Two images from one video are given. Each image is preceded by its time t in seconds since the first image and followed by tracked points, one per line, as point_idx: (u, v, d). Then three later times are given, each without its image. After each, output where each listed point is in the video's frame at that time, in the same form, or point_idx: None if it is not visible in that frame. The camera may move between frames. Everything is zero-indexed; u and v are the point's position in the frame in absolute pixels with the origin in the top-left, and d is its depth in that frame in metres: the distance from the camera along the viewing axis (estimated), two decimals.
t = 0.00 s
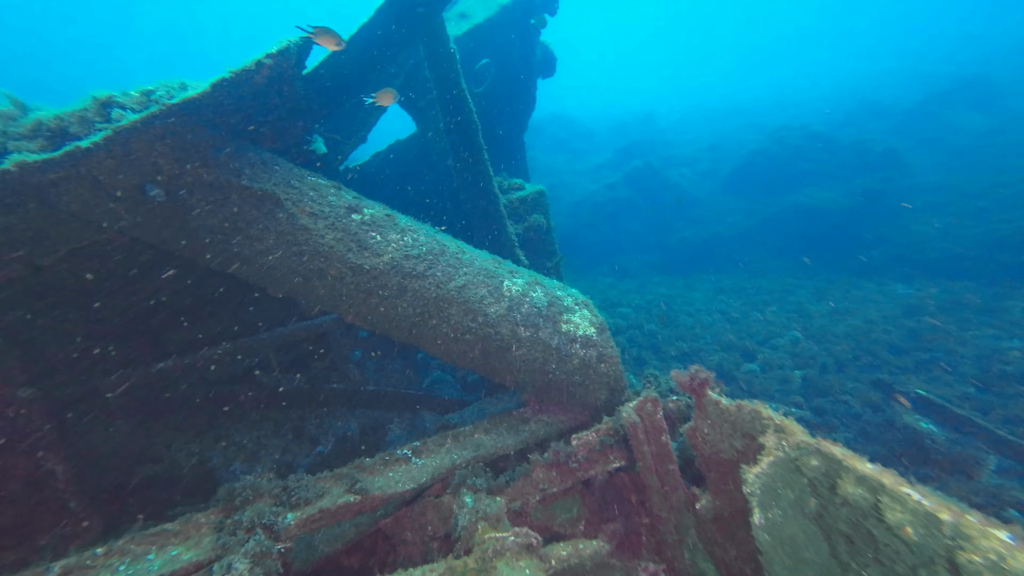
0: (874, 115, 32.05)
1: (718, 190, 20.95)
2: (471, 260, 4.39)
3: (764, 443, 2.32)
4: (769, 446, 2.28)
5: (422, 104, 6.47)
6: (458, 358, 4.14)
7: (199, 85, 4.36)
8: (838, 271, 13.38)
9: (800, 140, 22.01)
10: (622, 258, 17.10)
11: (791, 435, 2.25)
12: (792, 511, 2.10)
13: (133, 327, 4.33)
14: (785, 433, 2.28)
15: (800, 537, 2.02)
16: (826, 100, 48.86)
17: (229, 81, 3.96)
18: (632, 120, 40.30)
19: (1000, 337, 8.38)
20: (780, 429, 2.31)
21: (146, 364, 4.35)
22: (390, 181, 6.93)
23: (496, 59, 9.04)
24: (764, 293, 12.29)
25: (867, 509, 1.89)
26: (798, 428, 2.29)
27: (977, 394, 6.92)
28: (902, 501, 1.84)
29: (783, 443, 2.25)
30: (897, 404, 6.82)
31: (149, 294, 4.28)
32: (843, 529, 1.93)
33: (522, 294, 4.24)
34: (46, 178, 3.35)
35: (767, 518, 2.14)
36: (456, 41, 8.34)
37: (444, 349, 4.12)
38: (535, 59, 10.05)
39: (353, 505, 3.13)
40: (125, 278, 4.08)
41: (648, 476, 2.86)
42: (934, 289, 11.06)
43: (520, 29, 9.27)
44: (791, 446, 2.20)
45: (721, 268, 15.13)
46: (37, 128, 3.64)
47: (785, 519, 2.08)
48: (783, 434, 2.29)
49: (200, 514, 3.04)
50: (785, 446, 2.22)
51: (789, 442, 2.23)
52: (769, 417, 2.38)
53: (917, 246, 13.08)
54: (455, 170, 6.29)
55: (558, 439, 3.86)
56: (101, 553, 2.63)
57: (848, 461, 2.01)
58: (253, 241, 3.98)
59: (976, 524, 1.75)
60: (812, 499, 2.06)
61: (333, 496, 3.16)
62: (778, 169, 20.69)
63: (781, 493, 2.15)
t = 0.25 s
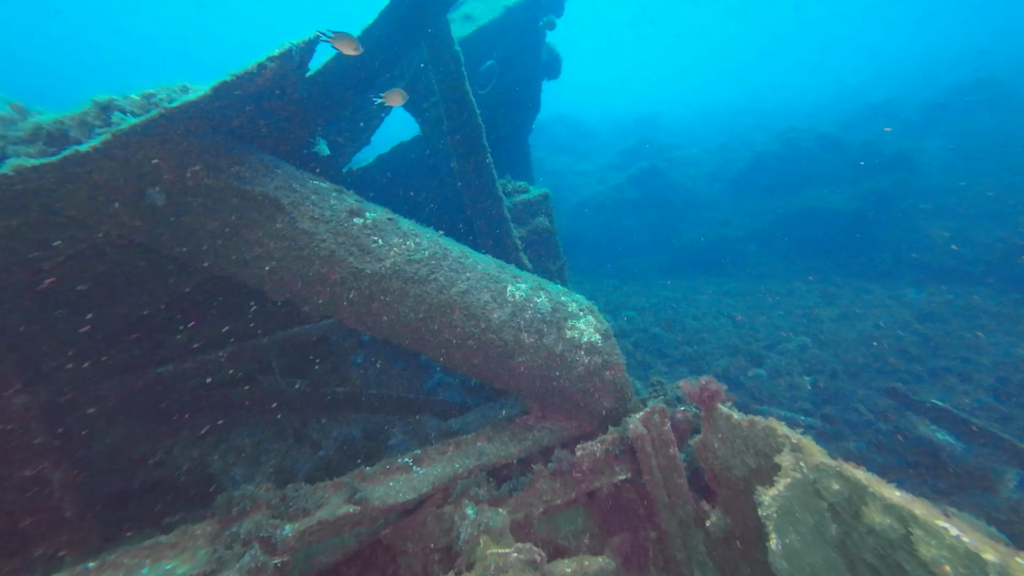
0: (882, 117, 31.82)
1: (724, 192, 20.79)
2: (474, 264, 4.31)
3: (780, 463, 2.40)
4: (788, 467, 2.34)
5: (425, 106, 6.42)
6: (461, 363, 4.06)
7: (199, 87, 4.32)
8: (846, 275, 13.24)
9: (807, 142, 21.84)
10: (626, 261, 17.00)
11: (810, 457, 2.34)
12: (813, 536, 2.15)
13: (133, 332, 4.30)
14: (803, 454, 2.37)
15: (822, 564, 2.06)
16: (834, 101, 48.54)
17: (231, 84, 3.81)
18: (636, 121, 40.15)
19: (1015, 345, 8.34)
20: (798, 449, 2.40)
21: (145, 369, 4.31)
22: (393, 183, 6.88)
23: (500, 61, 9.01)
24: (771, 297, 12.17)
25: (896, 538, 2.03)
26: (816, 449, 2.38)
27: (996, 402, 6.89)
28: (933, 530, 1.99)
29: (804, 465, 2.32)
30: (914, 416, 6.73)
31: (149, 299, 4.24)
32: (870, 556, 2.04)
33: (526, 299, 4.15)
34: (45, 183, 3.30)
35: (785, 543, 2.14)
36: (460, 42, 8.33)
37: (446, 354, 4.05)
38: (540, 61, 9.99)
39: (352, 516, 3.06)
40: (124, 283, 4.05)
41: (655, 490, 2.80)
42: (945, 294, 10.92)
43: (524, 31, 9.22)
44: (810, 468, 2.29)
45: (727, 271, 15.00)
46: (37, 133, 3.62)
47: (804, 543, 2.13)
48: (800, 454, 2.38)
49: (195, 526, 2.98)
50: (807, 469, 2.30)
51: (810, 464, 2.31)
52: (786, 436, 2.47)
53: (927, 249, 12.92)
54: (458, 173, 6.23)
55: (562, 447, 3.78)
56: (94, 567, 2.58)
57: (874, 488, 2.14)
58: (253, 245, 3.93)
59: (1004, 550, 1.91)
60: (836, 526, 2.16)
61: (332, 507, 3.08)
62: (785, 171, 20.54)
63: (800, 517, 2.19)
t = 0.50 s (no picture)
0: (888, 119, 31.66)
1: (728, 195, 20.73)
2: (475, 269, 4.25)
3: (794, 484, 2.41)
4: (802, 490, 2.37)
5: (428, 109, 6.37)
6: (462, 370, 4.00)
7: (198, 91, 4.29)
8: (852, 279, 13.13)
9: (812, 146, 21.73)
10: (629, 264, 16.92)
11: (825, 480, 2.36)
12: (828, 562, 2.13)
13: (130, 337, 4.26)
14: (818, 476, 2.39)
15: None
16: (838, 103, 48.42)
17: (230, 86, 3.80)
18: (640, 124, 40.07)
19: None
20: (812, 470, 2.42)
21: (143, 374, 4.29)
22: (394, 187, 6.86)
23: (504, 63, 8.86)
24: (776, 302, 12.07)
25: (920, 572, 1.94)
26: (830, 471, 2.41)
27: (1007, 412, 6.79)
28: (966, 567, 1.88)
29: (818, 489, 2.34)
30: (923, 425, 6.64)
31: (146, 303, 4.20)
32: None
33: (528, 306, 4.08)
34: (40, 189, 3.26)
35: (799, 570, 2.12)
36: (463, 46, 8.15)
37: (447, 361, 3.99)
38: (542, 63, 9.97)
39: (349, 528, 2.98)
40: (120, 287, 4.01)
41: (660, 504, 2.76)
42: (953, 300, 10.81)
43: (527, 33, 9.20)
44: (825, 491, 2.31)
45: (731, 275, 14.90)
46: (33, 138, 3.59)
47: (822, 569, 2.12)
48: (814, 476, 2.41)
49: (189, 539, 2.93)
50: (821, 492, 2.32)
51: (825, 488, 2.33)
52: (798, 455, 2.49)
53: (935, 254, 12.79)
54: (460, 176, 6.17)
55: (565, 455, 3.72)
56: None
57: (895, 515, 2.11)
58: (252, 250, 3.88)
59: None
60: (852, 553, 2.13)
61: (329, 519, 3.02)
62: (790, 174, 20.43)
63: (814, 542, 2.20)
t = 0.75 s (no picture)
0: (894, 121, 31.46)
1: (732, 196, 20.60)
2: (477, 274, 4.18)
3: (812, 508, 2.48)
4: (823, 515, 2.43)
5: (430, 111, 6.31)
6: (463, 377, 3.92)
7: (195, 93, 4.26)
8: (859, 283, 13.00)
9: (818, 147, 21.58)
10: (633, 266, 16.81)
11: (844, 506, 2.45)
12: None
13: (127, 343, 4.20)
14: (836, 501, 2.48)
15: None
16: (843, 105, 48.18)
17: (229, 90, 3.74)
18: (643, 124, 39.91)
19: None
20: (830, 494, 2.51)
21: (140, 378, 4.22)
22: (395, 189, 6.80)
23: (507, 63, 8.82)
24: (781, 306, 11.95)
25: None
26: (847, 497, 2.51)
27: (1019, 421, 6.69)
28: None
29: (837, 515, 2.42)
30: (935, 434, 6.53)
31: (144, 307, 4.15)
32: None
33: (531, 312, 4.01)
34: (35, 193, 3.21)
35: None
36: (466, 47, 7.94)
37: (448, 368, 3.91)
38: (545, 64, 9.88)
39: (347, 540, 2.91)
40: (117, 291, 3.96)
41: (666, 521, 2.64)
42: (962, 305, 10.68)
43: (530, 34, 9.12)
44: (847, 517, 2.40)
45: (735, 277, 14.78)
46: (27, 141, 3.54)
47: None
48: (832, 501, 2.49)
49: (185, 550, 2.86)
50: (841, 518, 2.40)
51: (844, 514, 2.42)
52: (816, 479, 2.57)
53: (943, 258, 12.66)
54: (462, 179, 6.10)
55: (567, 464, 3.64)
56: None
57: (914, 543, 2.25)
58: (251, 255, 3.81)
59: None
60: None
61: (327, 531, 2.95)
62: (795, 176, 20.29)
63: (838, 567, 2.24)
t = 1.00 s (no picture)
0: (901, 123, 31.23)
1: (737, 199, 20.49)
2: (480, 281, 4.12)
3: (827, 535, 2.25)
4: (835, 542, 2.20)
5: (433, 114, 6.28)
6: (465, 385, 3.85)
7: (196, 98, 4.25)
8: (866, 288, 12.88)
9: (825, 150, 21.40)
10: (637, 268, 16.72)
11: (865, 535, 2.19)
12: None
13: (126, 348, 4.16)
14: (854, 529, 2.23)
15: None
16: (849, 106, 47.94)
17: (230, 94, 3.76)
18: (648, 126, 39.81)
19: None
20: (849, 521, 2.26)
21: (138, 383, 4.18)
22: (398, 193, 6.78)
23: (511, 66, 8.72)
24: (787, 310, 11.85)
25: None
26: (871, 527, 2.24)
27: None
28: None
29: (857, 545, 2.15)
30: (945, 445, 6.48)
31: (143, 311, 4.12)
32: None
33: (534, 318, 3.95)
34: (34, 198, 3.19)
35: None
36: (470, 49, 7.78)
37: (449, 375, 3.85)
38: (550, 66, 9.81)
39: (345, 553, 2.85)
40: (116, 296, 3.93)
41: (673, 538, 2.59)
42: (972, 311, 10.55)
43: (535, 36, 9.06)
44: (864, 548, 2.13)
45: (740, 280, 14.68)
46: (26, 146, 3.53)
47: None
48: (850, 529, 2.24)
49: (180, 564, 2.81)
50: (857, 548, 2.13)
51: (863, 543, 2.15)
52: (831, 504, 2.35)
53: (952, 262, 12.51)
54: (465, 183, 6.06)
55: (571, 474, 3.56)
56: None
57: None
58: (250, 260, 3.75)
59: None
60: None
61: (324, 543, 2.89)
62: (801, 178, 20.15)
63: None
